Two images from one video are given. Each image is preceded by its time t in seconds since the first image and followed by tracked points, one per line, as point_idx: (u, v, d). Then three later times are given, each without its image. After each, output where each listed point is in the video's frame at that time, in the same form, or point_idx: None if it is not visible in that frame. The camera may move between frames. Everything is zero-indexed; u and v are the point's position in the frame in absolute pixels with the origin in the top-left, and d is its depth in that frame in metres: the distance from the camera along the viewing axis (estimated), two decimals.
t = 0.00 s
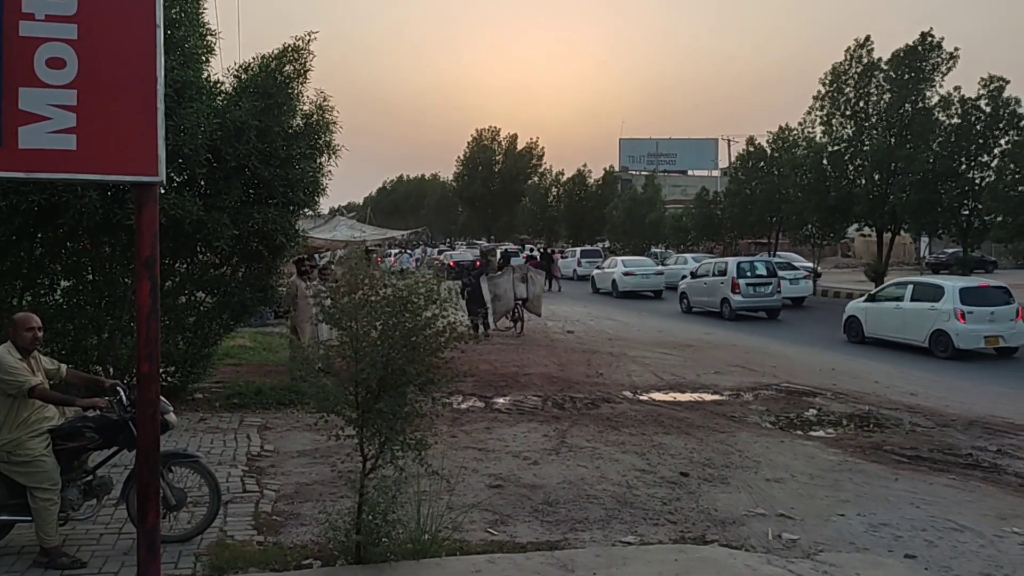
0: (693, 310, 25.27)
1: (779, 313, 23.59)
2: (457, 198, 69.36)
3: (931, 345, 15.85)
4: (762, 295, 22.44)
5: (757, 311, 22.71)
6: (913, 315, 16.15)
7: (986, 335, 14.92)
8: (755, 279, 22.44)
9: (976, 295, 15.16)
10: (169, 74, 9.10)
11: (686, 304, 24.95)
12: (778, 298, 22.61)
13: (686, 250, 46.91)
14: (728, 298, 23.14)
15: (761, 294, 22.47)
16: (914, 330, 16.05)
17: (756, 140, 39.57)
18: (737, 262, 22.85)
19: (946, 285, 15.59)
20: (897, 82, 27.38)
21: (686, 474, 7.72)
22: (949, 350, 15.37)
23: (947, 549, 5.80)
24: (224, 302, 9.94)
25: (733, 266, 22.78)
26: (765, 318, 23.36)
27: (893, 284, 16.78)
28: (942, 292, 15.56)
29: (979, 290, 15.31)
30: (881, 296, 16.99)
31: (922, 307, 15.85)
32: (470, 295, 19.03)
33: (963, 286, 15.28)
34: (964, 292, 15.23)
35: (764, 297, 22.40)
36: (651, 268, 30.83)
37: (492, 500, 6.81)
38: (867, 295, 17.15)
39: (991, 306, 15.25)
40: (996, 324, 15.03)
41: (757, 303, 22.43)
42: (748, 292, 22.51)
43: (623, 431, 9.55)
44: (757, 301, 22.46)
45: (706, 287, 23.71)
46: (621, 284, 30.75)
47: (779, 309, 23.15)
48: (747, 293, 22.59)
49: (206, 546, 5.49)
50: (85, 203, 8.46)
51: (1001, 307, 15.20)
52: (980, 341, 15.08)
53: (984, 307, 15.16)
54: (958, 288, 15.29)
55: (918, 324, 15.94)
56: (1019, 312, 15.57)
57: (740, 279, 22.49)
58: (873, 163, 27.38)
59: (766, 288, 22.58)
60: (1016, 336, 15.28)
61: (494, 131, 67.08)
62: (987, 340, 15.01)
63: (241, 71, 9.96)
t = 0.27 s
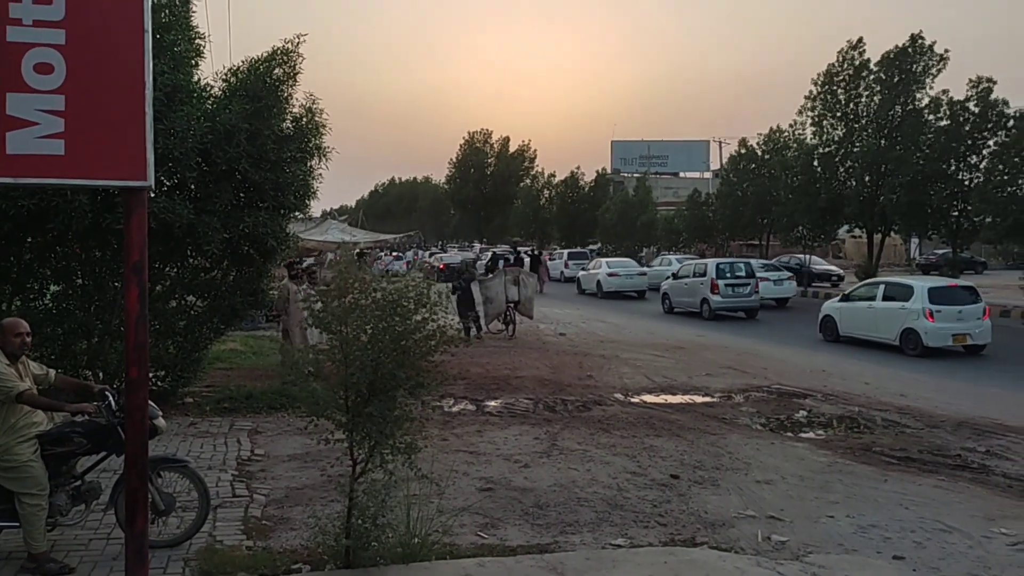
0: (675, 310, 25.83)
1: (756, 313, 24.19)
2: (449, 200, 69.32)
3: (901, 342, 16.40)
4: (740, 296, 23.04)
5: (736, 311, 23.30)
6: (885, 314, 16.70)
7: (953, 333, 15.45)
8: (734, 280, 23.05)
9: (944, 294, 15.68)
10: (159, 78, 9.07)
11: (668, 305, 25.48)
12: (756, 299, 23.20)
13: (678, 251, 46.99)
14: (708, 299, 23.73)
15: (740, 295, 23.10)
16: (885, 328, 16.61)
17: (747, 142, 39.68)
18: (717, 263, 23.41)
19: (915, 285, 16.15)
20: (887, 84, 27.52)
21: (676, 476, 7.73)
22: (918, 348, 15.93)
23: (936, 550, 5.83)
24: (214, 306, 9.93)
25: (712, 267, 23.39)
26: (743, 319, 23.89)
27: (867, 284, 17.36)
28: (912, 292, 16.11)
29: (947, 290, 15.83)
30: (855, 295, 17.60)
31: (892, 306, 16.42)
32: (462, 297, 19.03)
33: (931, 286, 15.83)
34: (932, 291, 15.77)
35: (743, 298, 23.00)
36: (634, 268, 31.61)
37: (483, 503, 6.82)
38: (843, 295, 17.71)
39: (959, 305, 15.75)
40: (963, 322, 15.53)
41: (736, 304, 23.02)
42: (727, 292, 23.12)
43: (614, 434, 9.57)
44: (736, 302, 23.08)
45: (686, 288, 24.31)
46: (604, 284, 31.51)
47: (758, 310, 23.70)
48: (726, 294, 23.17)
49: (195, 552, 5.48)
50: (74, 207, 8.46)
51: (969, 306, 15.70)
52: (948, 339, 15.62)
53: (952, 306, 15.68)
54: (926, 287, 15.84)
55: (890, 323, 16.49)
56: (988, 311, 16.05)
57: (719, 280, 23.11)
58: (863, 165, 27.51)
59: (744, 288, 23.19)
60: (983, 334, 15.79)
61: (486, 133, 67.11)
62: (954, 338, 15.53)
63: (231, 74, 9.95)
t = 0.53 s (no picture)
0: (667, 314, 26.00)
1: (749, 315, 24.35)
2: (445, 203, 69.33)
3: (890, 344, 16.52)
4: (733, 298, 23.23)
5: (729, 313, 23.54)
6: (874, 316, 16.83)
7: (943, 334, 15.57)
8: (726, 283, 23.26)
9: (933, 296, 15.88)
10: (154, 81, 9.04)
11: (662, 308, 25.66)
12: (748, 301, 23.41)
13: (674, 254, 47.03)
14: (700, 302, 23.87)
15: (732, 297, 23.26)
16: (874, 330, 16.73)
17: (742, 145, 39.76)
18: (709, 266, 23.57)
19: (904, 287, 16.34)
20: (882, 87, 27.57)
21: (672, 479, 7.74)
22: (906, 349, 16.05)
23: (931, 552, 5.84)
24: (210, 309, 9.91)
25: (704, 269, 23.59)
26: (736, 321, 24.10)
27: (856, 287, 17.54)
28: (902, 294, 16.24)
29: (935, 292, 16.05)
30: (845, 297, 17.74)
31: (882, 308, 16.54)
32: (457, 300, 19.03)
33: (919, 288, 16.02)
34: (921, 293, 15.97)
35: (735, 300, 23.22)
36: (628, 271, 31.92)
37: (478, 506, 6.82)
38: (833, 297, 17.85)
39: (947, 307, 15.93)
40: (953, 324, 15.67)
41: (728, 306, 23.22)
42: (719, 295, 23.24)
43: (610, 436, 9.57)
44: (728, 304, 23.23)
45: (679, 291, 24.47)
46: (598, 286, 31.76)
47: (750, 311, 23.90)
48: (718, 296, 23.36)
49: (190, 555, 5.47)
50: (69, 210, 8.44)
51: (958, 308, 15.88)
52: (937, 341, 15.75)
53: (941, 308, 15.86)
54: (915, 290, 16.04)
55: (880, 324, 16.62)
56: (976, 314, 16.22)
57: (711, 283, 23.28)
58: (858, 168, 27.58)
59: (736, 290, 23.42)
60: (971, 336, 15.92)
61: (482, 136, 67.18)
62: (943, 339, 15.67)
63: (225, 77, 9.95)
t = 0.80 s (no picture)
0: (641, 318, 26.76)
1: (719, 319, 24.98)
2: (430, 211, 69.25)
3: (852, 347, 17.22)
4: (703, 304, 23.80)
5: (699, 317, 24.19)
6: (836, 321, 17.50)
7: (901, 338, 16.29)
8: (696, 289, 23.82)
9: (891, 302, 16.58)
10: (137, 88, 8.99)
11: (635, 312, 26.33)
12: (717, 306, 23.97)
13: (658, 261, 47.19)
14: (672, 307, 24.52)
15: (702, 302, 23.87)
16: (837, 334, 17.40)
17: (726, 153, 39.99)
18: (679, 272, 24.15)
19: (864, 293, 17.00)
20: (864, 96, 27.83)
21: (656, 485, 7.75)
22: (866, 352, 16.76)
23: (911, 557, 5.88)
24: (192, 316, 9.86)
25: (674, 276, 24.13)
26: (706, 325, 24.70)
27: (819, 293, 18.18)
28: (861, 300, 16.91)
29: (893, 297, 16.73)
30: (809, 302, 18.38)
31: (843, 313, 17.19)
32: (442, 307, 19.04)
33: (878, 294, 16.69)
34: (879, 299, 16.64)
35: (705, 305, 23.77)
36: (603, 276, 32.62)
37: (462, 514, 6.81)
38: (798, 303, 18.48)
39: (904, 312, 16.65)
40: (910, 328, 16.38)
41: (698, 311, 23.82)
42: (689, 300, 23.87)
43: (594, 444, 9.58)
44: (698, 309, 23.85)
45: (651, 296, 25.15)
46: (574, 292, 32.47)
47: (720, 316, 24.48)
48: (688, 301, 23.94)
49: (171, 565, 5.43)
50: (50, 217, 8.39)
51: (914, 312, 16.59)
52: (896, 344, 16.46)
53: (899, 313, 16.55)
54: (874, 296, 16.70)
55: (842, 329, 17.28)
56: (932, 317, 16.95)
57: (681, 289, 23.85)
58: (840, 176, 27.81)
59: (706, 296, 23.97)
60: (927, 339, 16.65)
61: (468, 144, 67.25)
62: (901, 342, 16.40)
63: (208, 84, 9.92)
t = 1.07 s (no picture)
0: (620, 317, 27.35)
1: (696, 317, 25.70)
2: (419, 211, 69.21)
3: (825, 344, 17.78)
4: (680, 302, 24.58)
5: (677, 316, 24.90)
6: (810, 319, 18.08)
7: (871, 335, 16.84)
8: (674, 288, 24.63)
9: (862, 300, 17.18)
10: (123, 87, 8.94)
11: (616, 312, 27.02)
12: (694, 305, 24.80)
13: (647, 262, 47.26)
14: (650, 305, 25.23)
15: (680, 301, 24.66)
16: (811, 331, 17.99)
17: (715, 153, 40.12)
18: (659, 272, 24.89)
19: (837, 292, 17.60)
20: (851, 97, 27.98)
21: (643, 485, 7.78)
22: (839, 349, 17.32)
23: (896, 555, 5.93)
24: (179, 317, 9.82)
25: (653, 275, 24.90)
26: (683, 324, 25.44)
27: (794, 292, 18.80)
28: (834, 298, 17.51)
29: (864, 296, 17.33)
30: (785, 301, 19.00)
31: (817, 311, 17.79)
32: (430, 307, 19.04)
33: (850, 293, 17.31)
34: (851, 297, 17.25)
35: (682, 304, 24.60)
36: (585, 276, 33.45)
37: (450, 514, 6.81)
38: (774, 302, 19.07)
39: (874, 310, 17.25)
40: (880, 326, 16.96)
41: (676, 310, 24.59)
42: (668, 299, 24.63)
43: (582, 443, 9.60)
44: (676, 308, 24.63)
45: (630, 295, 25.84)
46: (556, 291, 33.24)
47: (696, 315, 25.27)
48: (667, 300, 24.67)
49: (157, 567, 5.42)
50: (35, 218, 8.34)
51: (885, 310, 17.20)
52: (867, 341, 17.04)
53: (869, 311, 17.16)
54: (846, 294, 17.32)
55: (815, 326, 17.86)
56: (903, 315, 17.51)
57: (660, 288, 24.64)
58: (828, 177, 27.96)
59: (684, 295, 24.78)
60: (897, 336, 17.23)
61: (457, 144, 67.30)
62: (871, 339, 16.99)
63: (195, 83, 9.89)
